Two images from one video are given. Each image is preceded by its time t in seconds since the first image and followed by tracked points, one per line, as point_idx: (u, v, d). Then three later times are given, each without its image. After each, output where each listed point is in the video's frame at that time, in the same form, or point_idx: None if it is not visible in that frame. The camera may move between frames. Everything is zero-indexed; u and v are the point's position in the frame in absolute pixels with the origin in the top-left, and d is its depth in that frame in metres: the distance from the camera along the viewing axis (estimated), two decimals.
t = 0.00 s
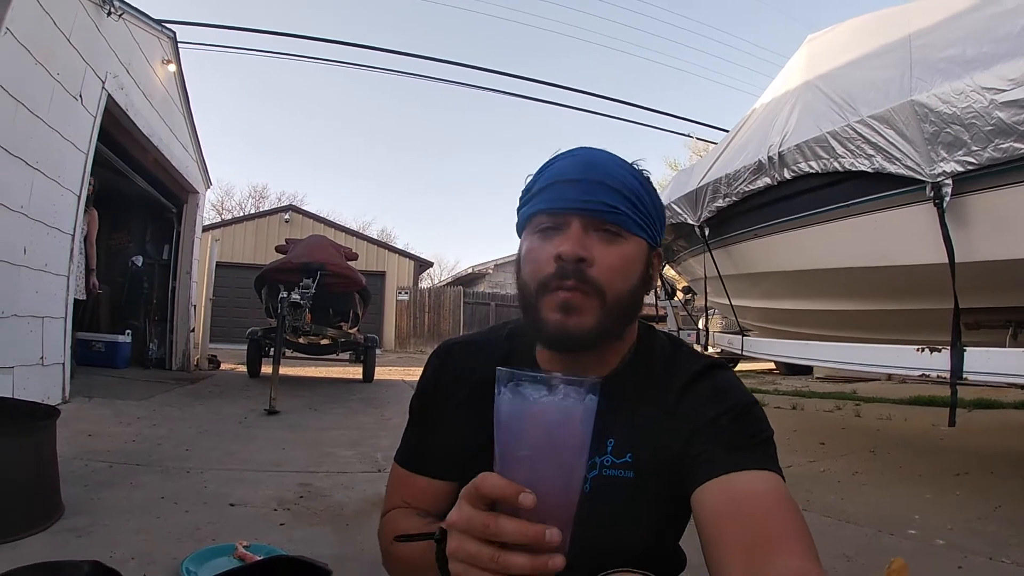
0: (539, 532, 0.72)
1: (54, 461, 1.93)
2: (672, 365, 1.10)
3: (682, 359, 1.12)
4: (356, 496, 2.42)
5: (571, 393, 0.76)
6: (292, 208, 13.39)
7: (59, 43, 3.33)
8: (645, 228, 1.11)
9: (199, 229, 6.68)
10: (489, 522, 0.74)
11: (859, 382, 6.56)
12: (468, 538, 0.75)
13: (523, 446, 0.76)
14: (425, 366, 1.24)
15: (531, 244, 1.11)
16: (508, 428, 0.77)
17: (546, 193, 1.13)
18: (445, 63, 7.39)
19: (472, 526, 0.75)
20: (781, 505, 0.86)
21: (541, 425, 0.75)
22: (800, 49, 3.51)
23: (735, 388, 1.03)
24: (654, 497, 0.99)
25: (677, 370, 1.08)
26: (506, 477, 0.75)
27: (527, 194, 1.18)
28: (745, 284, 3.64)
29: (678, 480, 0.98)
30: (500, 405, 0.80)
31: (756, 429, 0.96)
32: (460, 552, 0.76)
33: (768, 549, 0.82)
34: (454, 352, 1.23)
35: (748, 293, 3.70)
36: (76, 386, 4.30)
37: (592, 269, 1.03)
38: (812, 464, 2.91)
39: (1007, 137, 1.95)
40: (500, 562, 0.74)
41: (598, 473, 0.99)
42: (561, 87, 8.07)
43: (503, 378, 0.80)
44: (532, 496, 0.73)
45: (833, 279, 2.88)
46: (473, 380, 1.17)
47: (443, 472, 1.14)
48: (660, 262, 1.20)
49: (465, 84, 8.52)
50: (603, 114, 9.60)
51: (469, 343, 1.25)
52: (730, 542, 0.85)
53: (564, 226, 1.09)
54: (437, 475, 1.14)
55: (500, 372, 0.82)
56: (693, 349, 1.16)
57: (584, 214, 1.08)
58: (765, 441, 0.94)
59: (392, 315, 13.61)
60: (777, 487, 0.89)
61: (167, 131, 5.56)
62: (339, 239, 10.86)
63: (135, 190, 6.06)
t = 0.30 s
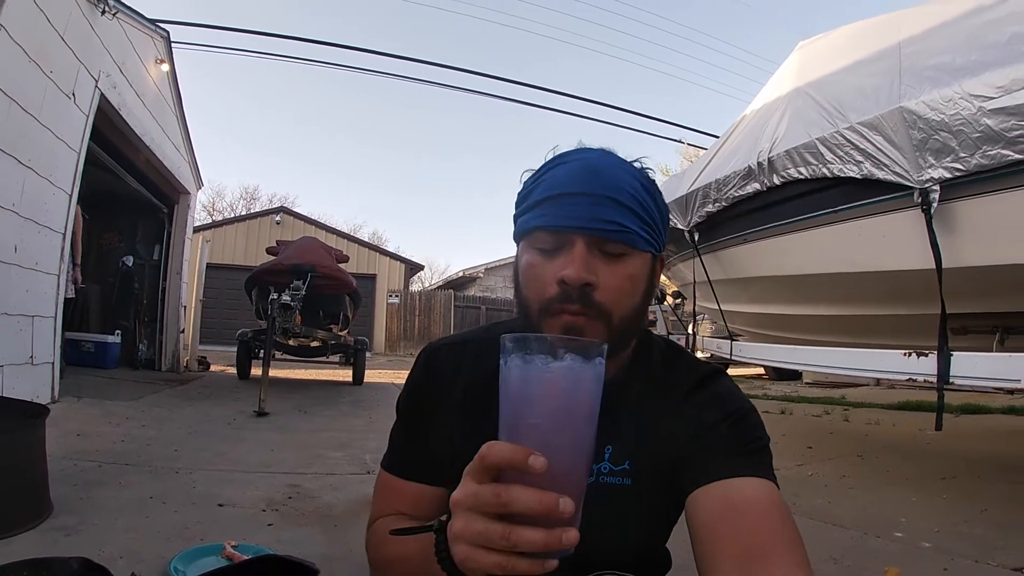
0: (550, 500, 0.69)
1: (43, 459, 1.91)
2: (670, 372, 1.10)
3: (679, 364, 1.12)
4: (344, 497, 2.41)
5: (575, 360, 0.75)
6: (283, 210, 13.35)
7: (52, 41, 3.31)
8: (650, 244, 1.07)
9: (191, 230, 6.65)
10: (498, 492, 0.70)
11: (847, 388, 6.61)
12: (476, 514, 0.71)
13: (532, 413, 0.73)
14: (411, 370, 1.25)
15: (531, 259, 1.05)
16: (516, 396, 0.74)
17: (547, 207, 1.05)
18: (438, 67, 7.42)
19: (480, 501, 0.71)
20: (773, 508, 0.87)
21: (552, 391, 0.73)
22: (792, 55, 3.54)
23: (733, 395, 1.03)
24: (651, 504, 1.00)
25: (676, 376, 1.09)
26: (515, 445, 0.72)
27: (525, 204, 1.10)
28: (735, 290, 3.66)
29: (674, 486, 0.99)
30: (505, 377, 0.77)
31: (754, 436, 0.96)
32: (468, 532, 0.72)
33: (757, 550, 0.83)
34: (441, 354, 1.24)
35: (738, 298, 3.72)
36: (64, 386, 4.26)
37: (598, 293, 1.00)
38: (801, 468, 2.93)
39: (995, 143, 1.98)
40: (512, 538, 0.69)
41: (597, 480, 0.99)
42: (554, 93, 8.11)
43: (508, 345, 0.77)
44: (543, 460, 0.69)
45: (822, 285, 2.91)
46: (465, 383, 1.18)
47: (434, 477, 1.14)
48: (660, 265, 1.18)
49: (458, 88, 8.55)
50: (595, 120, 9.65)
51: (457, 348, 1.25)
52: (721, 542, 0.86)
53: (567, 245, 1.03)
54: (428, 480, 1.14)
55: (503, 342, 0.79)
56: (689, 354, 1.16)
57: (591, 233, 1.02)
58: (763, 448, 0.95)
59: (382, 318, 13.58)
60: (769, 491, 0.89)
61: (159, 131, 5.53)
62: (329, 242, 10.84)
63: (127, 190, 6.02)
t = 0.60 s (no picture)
0: (533, 541, 0.70)
1: (42, 472, 1.91)
2: (657, 374, 1.09)
3: (667, 365, 1.12)
4: (343, 508, 2.40)
5: (563, 402, 0.76)
6: (280, 222, 13.37)
7: (47, 57, 3.33)
8: (628, 253, 1.07)
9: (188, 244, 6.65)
10: (482, 534, 0.71)
11: (847, 389, 6.61)
12: (458, 554, 0.72)
13: (518, 456, 0.75)
14: (399, 380, 1.25)
15: (510, 279, 1.06)
16: (501, 437, 0.76)
17: (521, 225, 1.05)
18: (432, 77, 7.46)
19: (463, 541, 0.72)
20: (758, 508, 0.86)
21: (537, 433, 0.75)
22: (781, 57, 3.57)
23: (720, 395, 1.03)
24: (641, 505, 0.99)
25: (664, 376, 1.08)
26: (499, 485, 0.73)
27: (499, 222, 1.10)
28: (730, 292, 3.67)
29: (661, 487, 0.99)
30: (491, 417, 0.79)
31: (739, 437, 0.96)
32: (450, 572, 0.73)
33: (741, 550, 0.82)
34: (428, 361, 1.24)
35: (734, 301, 3.73)
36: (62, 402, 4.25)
37: (576, 312, 1.00)
38: (800, 469, 2.93)
39: (983, 139, 2.00)
40: None
41: (586, 483, 0.99)
42: (547, 101, 8.16)
43: (494, 388, 0.79)
44: (525, 502, 0.71)
45: (817, 285, 2.92)
46: (452, 388, 1.18)
47: (425, 484, 1.14)
48: (642, 267, 1.18)
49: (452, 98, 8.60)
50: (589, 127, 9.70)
51: (445, 354, 1.25)
52: (706, 543, 0.85)
53: (544, 265, 1.03)
54: (419, 488, 1.14)
55: (490, 383, 0.81)
56: (676, 355, 1.16)
57: (567, 252, 1.01)
58: (748, 448, 0.95)
59: (381, 329, 13.56)
60: (755, 491, 0.89)
61: (154, 145, 5.55)
62: (327, 254, 10.85)
63: (123, 205, 6.04)
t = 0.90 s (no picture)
0: (535, 536, 0.69)
1: (45, 472, 1.91)
2: (664, 372, 1.09)
3: (674, 363, 1.11)
4: (346, 510, 2.40)
5: (564, 400, 0.77)
6: (281, 224, 13.38)
7: (51, 57, 3.34)
8: (608, 256, 1.03)
9: (189, 245, 6.65)
10: (484, 529, 0.71)
11: (849, 392, 6.60)
12: (461, 551, 0.71)
13: (520, 452, 0.75)
14: (408, 382, 1.25)
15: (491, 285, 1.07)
16: (504, 435, 0.76)
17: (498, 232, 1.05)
18: (434, 80, 7.48)
19: (466, 537, 0.71)
20: (770, 503, 0.85)
21: (539, 431, 0.75)
22: (785, 61, 3.57)
23: (728, 391, 1.02)
24: (650, 504, 0.99)
25: (671, 374, 1.07)
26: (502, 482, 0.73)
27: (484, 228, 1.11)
28: (734, 296, 3.67)
29: (672, 486, 0.98)
30: (493, 416, 0.79)
31: (750, 432, 0.95)
32: (453, 569, 0.71)
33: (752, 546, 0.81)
34: (435, 362, 1.25)
35: (737, 305, 3.73)
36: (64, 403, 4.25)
37: (545, 317, 0.98)
38: (803, 472, 2.93)
39: (988, 142, 2.00)
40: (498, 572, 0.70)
41: (594, 483, 0.99)
42: (549, 104, 8.18)
43: (495, 386, 0.79)
44: (528, 497, 0.71)
45: (821, 288, 2.92)
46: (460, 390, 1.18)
47: (433, 485, 1.14)
48: (640, 266, 1.13)
49: (454, 102, 8.62)
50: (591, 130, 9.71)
51: (452, 355, 1.26)
52: (717, 540, 0.84)
53: (518, 271, 1.03)
54: (427, 488, 1.14)
55: (491, 382, 0.81)
56: (683, 354, 1.15)
57: (536, 259, 1.00)
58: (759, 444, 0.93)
59: (382, 332, 13.56)
60: (767, 486, 0.87)
61: (157, 146, 5.56)
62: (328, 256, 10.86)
63: (125, 206, 6.04)
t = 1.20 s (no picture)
0: (490, 529, 0.71)
1: (47, 474, 1.92)
2: (650, 374, 1.08)
3: (662, 365, 1.11)
4: (347, 513, 2.41)
5: (523, 400, 0.79)
6: (285, 231, 13.44)
7: (56, 63, 3.38)
8: (564, 259, 1.00)
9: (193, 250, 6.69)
10: (445, 522, 0.73)
11: (851, 398, 6.59)
12: (424, 543, 0.74)
13: (479, 449, 0.76)
14: (402, 382, 1.24)
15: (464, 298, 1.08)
16: (465, 435, 0.78)
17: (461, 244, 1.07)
18: (436, 87, 7.52)
19: (428, 529, 0.73)
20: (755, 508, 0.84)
21: (498, 429, 0.76)
22: (784, 67, 3.59)
23: (713, 393, 1.01)
24: (635, 506, 0.99)
25: (658, 376, 1.07)
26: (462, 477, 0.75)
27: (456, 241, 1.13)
28: (734, 301, 3.68)
29: (656, 487, 0.98)
30: (457, 416, 0.81)
31: (734, 434, 0.94)
32: (418, 560, 0.74)
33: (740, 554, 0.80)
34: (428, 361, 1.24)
35: (738, 310, 3.74)
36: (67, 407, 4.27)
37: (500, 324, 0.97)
38: (804, 477, 2.93)
39: (985, 146, 2.01)
40: (454, 563, 0.71)
41: (578, 485, 0.99)
42: (550, 111, 8.22)
43: (458, 390, 0.82)
44: (485, 491, 0.72)
45: (820, 293, 2.93)
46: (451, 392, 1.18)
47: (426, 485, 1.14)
48: (611, 266, 1.08)
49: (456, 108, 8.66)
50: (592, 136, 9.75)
51: (448, 354, 1.25)
52: (702, 542, 0.84)
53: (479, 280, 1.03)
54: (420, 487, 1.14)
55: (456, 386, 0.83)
56: (672, 357, 1.14)
57: (491, 268, 1.00)
58: (743, 446, 0.92)
59: (385, 338, 13.59)
60: (750, 487, 0.87)
61: (161, 152, 5.60)
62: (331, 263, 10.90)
63: (129, 211, 6.08)
